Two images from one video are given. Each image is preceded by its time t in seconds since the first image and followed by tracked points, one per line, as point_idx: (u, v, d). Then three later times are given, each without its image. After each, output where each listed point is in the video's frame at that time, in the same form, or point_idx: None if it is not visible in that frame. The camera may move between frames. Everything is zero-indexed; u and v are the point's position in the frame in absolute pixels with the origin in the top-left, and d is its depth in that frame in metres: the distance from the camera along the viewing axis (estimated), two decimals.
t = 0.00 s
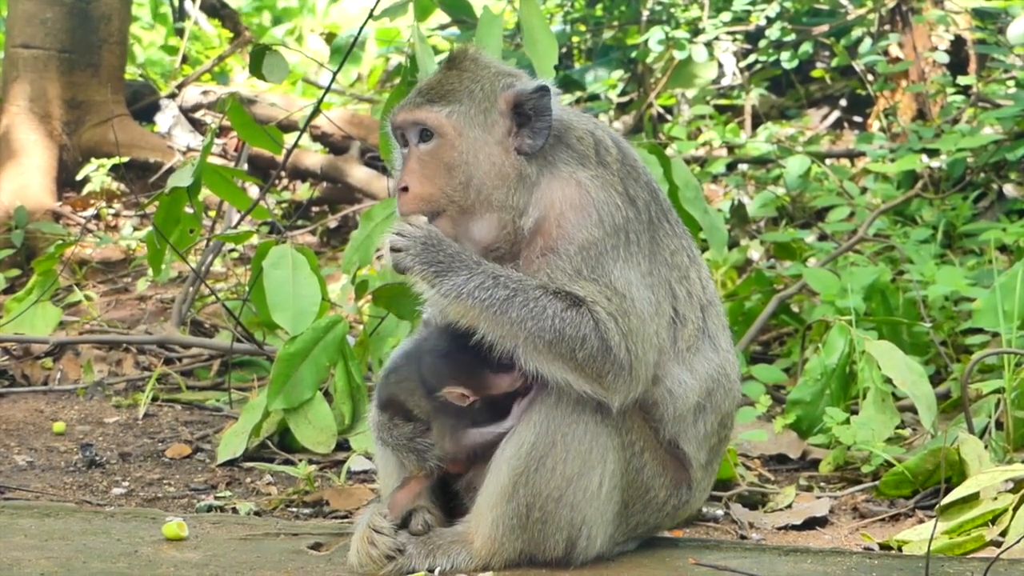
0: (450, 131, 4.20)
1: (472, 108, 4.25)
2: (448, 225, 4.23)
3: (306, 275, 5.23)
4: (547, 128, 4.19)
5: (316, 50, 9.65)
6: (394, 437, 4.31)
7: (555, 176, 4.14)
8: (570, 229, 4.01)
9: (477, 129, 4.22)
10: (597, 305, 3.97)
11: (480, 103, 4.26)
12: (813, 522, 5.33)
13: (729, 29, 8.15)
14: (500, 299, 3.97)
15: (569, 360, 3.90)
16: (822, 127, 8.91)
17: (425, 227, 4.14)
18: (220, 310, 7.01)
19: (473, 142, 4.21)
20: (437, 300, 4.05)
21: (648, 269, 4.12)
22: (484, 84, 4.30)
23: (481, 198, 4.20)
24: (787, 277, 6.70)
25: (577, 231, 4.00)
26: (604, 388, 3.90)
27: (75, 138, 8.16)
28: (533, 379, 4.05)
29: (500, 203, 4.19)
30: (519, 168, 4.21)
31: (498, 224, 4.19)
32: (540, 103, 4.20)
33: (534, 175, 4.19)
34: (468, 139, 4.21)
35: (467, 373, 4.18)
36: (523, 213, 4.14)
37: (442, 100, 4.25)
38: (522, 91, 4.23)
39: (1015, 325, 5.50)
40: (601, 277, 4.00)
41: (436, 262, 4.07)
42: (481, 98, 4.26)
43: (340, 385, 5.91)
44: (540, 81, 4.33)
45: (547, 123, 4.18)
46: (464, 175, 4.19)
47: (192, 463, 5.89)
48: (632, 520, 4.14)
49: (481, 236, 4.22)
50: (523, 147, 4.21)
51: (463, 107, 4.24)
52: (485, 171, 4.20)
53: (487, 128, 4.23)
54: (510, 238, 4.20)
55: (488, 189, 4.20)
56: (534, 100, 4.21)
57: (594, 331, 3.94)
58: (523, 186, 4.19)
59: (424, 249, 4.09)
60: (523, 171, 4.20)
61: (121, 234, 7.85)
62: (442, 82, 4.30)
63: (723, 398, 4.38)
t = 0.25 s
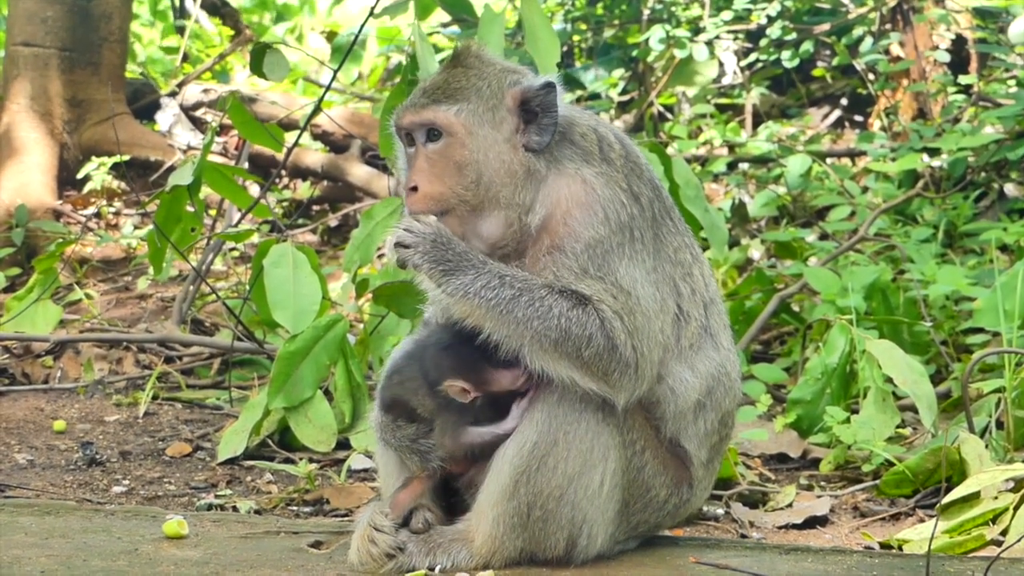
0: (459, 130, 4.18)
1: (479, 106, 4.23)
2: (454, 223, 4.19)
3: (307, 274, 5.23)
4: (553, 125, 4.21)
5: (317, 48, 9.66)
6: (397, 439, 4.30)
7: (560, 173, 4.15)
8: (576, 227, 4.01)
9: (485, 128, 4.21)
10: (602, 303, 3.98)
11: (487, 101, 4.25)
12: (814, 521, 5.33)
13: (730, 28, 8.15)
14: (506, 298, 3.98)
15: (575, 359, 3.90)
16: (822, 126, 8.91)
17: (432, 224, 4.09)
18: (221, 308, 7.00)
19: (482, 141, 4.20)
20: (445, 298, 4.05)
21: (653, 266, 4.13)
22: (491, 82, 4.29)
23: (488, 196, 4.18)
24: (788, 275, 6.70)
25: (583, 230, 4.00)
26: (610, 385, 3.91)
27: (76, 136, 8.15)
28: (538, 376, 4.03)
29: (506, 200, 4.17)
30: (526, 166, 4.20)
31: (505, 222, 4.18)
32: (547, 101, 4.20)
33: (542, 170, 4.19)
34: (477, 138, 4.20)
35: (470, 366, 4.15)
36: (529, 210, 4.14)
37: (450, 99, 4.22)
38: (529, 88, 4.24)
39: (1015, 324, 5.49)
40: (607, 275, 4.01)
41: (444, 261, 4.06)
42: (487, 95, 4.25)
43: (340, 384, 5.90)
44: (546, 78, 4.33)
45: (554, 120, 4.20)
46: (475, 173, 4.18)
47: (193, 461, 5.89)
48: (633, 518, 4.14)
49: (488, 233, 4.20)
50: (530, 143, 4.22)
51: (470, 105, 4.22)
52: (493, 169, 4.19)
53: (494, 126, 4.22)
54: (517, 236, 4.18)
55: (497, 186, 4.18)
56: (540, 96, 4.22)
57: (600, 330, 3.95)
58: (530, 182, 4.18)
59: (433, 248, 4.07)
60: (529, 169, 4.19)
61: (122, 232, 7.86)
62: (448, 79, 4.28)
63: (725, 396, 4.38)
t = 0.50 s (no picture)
0: (460, 135, 4.17)
1: (480, 110, 4.21)
2: (455, 227, 4.18)
3: (307, 272, 5.23)
4: (553, 128, 4.20)
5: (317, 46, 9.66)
6: (397, 438, 4.26)
7: (560, 173, 4.15)
8: (575, 227, 4.02)
9: (486, 132, 4.20)
10: (602, 302, 3.98)
11: (488, 105, 4.23)
12: (813, 520, 5.33)
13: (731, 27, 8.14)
14: (506, 300, 3.97)
15: (575, 359, 3.90)
16: (823, 125, 8.92)
17: (429, 227, 4.08)
18: (221, 306, 7.00)
19: (483, 146, 4.19)
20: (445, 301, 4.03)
21: (652, 265, 4.13)
22: (491, 85, 4.27)
23: (490, 200, 4.17)
24: (788, 274, 6.69)
25: (582, 229, 4.01)
26: (612, 384, 3.92)
27: (76, 133, 8.15)
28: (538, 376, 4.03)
29: (507, 203, 4.16)
30: (525, 167, 4.19)
31: (505, 225, 4.18)
32: (547, 102, 4.20)
33: (541, 173, 4.17)
34: (478, 142, 4.18)
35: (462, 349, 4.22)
36: (529, 211, 4.14)
37: (451, 103, 4.21)
38: (529, 91, 4.23)
39: (1015, 323, 5.48)
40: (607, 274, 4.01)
41: (444, 262, 4.05)
42: (487, 98, 4.24)
43: (340, 382, 5.89)
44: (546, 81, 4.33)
45: (554, 123, 4.20)
46: (475, 178, 4.17)
47: (192, 459, 5.89)
48: (633, 516, 4.14)
49: (487, 236, 4.19)
50: (530, 146, 4.21)
51: (471, 109, 4.20)
52: (494, 173, 4.18)
53: (495, 129, 4.21)
54: (517, 238, 4.18)
55: (497, 191, 4.17)
56: (541, 100, 4.21)
57: (600, 329, 3.95)
58: (529, 185, 4.17)
59: (433, 250, 4.05)
60: (528, 170, 4.19)
61: (122, 230, 7.86)
62: (448, 81, 4.27)
63: (725, 393, 4.38)
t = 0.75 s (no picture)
0: (469, 138, 4.13)
1: (489, 113, 4.18)
2: (461, 229, 4.16)
3: (308, 269, 5.23)
4: (559, 129, 4.19)
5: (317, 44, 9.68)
6: (398, 438, 4.27)
7: (564, 173, 4.15)
8: (579, 226, 4.02)
9: (494, 135, 4.17)
10: (608, 300, 3.98)
11: (496, 107, 4.20)
12: (815, 517, 5.33)
13: (732, 24, 8.14)
14: (512, 299, 3.97)
15: (581, 356, 3.91)
16: (824, 122, 8.92)
17: (436, 227, 4.07)
18: (222, 304, 7.00)
19: (492, 149, 4.15)
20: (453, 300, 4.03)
21: (656, 263, 4.14)
22: (499, 87, 4.24)
23: (498, 202, 4.14)
24: (790, 271, 6.69)
25: (586, 228, 4.01)
26: (617, 382, 3.92)
27: (77, 132, 8.16)
28: (543, 374, 4.04)
29: (513, 203, 4.14)
30: (530, 168, 4.18)
31: (510, 225, 4.16)
32: (552, 102, 4.19)
33: (546, 174, 4.16)
34: (486, 145, 4.15)
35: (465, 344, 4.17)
36: (533, 211, 4.12)
37: (459, 105, 4.17)
38: (536, 92, 4.21)
39: (1018, 320, 5.48)
40: (612, 272, 4.01)
41: (450, 262, 4.04)
42: (494, 98, 4.21)
43: (341, 380, 5.87)
44: (552, 82, 4.31)
45: (560, 123, 4.19)
46: (483, 181, 4.13)
47: (194, 457, 5.88)
48: (637, 513, 4.14)
49: (493, 238, 4.17)
50: (537, 147, 4.19)
51: (480, 111, 4.17)
52: (502, 175, 4.15)
53: (503, 132, 4.18)
54: (523, 238, 4.17)
55: (504, 194, 4.14)
56: (548, 101, 4.19)
57: (606, 327, 3.96)
58: (534, 185, 4.16)
59: (439, 250, 4.04)
60: (534, 170, 4.18)
61: (124, 228, 7.86)
62: (455, 82, 4.23)
63: (729, 390, 4.39)
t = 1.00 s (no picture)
0: (474, 140, 4.12)
1: (494, 114, 4.18)
2: (465, 231, 4.16)
3: (310, 267, 5.23)
4: (562, 130, 4.19)
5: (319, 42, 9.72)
6: (398, 439, 4.19)
7: (567, 173, 4.14)
8: (581, 226, 4.02)
9: (499, 137, 4.16)
10: (611, 301, 3.98)
11: (501, 108, 4.20)
12: (816, 515, 5.33)
13: (734, 22, 8.14)
14: (516, 301, 3.97)
15: (585, 357, 3.90)
16: (826, 120, 8.91)
17: (439, 228, 4.06)
18: (224, 302, 7.01)
19: (497, 151, 4.14)
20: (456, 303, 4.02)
21: (658, 262, 4.14)
22: (503, 88, 4.23)
23: (502, 204, 4.14)
24: (791, 270, 6.69)
25: (588, 229, 4.02)
26: (621, 382, 3.92)
27: (78, 129, 8.14)
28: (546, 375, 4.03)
29: (516, 205, 4.14)
30: (534, 169, 4.18)
31: (514, 226, 4.15)
32: (556, 103, 4.19)
33: (549, 175, 4.16)
34: (491, 147, 4.14)
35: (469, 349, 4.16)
36: (536, 212, 4.12)
37: (464, 107, 4.16)
38: (540, 93, 4.21)
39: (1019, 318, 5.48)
40: (615, 273, 4.02)
41: (454, 265, 4.03)
42: (497, 99, 4.20)
43: (342, 377, 5.88)
44: (556, 83, 4.31)
45: (564, 124, 4.19)
46: (488, 183, 4.13)
47: (195, 455, 5.89)
48: (638, 512, 4.15)
49: (496, 240, 4.16)
50: (541, 148, 4.19)
51: (485, 113, 4.16)
52: (505, 176, 4.14)
53: (507, 133, 4.17)
54: (526, 239, 4.16)
55: (509, 196, 4.14)
56: (552, 102, 4.19)
57: (610, 327, 3.96)
58: (538, 187, 4.16)
59: (442, 252, 4.03)
60: (537, 171, 4.18)
61: (125, 226, 7.86)
62: (459, 83, 4.22)
63: (730, 388, 4.39)
